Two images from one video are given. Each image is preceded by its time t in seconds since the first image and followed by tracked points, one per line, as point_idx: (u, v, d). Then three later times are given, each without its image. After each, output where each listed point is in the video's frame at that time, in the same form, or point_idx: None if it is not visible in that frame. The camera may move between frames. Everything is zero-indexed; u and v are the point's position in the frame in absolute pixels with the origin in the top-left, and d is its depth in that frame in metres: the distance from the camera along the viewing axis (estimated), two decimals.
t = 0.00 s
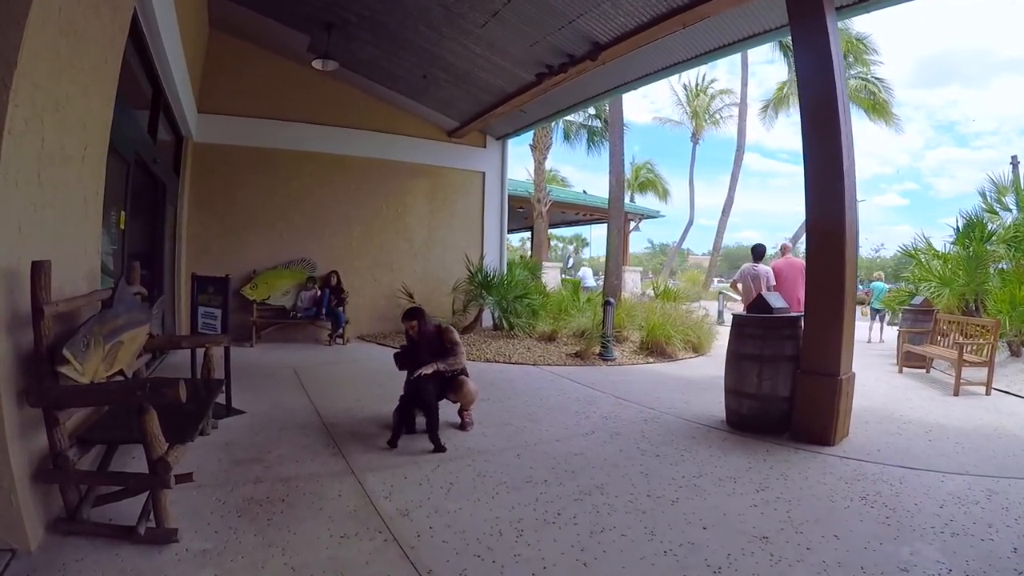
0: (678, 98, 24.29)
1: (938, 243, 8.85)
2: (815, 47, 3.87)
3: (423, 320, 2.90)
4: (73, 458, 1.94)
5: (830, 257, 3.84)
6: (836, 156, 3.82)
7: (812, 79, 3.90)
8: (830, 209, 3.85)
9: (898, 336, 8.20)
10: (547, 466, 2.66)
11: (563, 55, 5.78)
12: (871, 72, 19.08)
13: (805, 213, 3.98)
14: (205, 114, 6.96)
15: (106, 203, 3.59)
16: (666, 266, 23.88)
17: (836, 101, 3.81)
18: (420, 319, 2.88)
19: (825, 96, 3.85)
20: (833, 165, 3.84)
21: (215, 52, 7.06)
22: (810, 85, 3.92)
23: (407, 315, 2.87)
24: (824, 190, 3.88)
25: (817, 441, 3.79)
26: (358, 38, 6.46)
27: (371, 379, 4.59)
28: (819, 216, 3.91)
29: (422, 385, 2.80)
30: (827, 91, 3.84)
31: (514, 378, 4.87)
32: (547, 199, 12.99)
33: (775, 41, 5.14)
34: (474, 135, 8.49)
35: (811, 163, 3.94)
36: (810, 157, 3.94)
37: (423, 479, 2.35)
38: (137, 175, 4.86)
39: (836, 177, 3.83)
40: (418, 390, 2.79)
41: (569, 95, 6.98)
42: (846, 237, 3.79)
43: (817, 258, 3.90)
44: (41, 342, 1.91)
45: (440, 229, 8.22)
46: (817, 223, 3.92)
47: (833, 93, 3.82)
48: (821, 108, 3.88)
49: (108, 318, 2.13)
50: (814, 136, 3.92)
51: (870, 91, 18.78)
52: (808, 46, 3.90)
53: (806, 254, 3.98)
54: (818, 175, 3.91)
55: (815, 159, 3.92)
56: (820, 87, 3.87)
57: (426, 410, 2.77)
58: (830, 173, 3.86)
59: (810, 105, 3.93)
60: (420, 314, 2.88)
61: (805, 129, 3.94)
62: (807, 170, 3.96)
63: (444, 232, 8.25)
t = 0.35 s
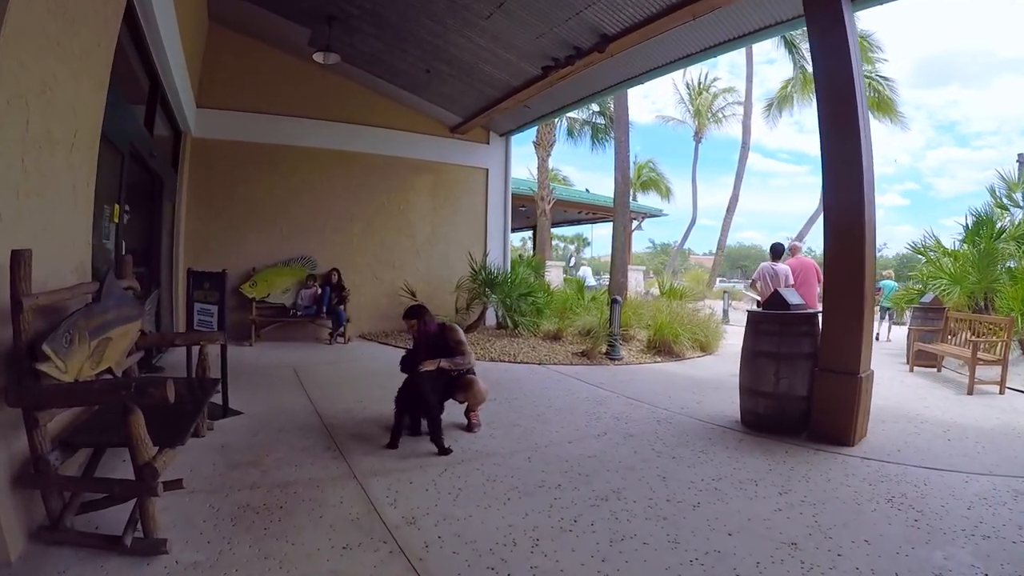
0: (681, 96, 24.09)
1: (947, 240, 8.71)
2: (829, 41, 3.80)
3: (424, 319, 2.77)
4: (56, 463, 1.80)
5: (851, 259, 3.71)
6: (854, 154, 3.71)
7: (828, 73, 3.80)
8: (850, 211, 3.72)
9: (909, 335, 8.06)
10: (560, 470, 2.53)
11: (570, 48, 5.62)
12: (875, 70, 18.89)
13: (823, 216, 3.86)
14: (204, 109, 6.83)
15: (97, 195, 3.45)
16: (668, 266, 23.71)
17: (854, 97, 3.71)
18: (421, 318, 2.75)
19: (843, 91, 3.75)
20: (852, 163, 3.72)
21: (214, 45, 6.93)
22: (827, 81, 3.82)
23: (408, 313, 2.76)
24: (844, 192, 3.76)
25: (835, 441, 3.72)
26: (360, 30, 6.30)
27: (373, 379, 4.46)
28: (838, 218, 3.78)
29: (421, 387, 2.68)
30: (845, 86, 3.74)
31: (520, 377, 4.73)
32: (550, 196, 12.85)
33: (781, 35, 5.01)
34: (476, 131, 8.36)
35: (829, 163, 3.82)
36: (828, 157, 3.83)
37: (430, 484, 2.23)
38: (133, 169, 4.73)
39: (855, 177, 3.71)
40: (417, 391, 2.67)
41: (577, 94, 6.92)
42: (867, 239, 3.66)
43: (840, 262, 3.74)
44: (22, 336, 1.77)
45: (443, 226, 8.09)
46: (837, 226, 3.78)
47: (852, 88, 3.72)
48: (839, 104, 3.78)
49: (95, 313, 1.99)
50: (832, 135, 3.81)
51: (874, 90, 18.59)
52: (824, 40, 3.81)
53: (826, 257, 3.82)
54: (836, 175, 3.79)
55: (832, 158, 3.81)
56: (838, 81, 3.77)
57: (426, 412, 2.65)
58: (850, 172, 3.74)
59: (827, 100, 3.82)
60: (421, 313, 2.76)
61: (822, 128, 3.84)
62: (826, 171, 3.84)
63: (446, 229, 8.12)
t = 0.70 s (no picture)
0: (684, 95, 23.87)
1: (958, 238, 8.57)
2: (848, 36, 3.68)
3: (432, 316, 2.60)
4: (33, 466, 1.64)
5: (874, 258, 3.65)
6: (878, 153, 3.62)
7: (848, 71, 3.70)
8: (874, 212, 3.64)
9: (920, 333, 7.91)
10: (575, 472, 2.41)
11: (578, 39, 5.45)
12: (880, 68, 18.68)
13: (845, 219, 3.77)
14: (203, 103, 6.69)
15: (87, 186, 3.30)
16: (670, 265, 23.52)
17: (876, 96, 3.61)
18: (428, 315, 2.59)
19: (864, 90, 3.66)
20: (874, 164, 3.64)
21: (213, 37, 6.78)
22: (846, 79, 3.72)
23: (415, 310, 2.59)
24: (867, 193, 3.68)
25: (855, 439, 3.66)
26: (362, 21, 6.13)
27: (375, 378, 4.31)
28: (861, 220, 3.70)
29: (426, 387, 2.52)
30: (867, 84, 3.64)
31: (527, 376, 4.58)
32: (554, 194, 12.67)
33: (786, 29, 4.86)
34: (480, 126, 8.21)
35: (851, 164, 3.74)
36: (849, 158, 3.75)
37: (439, 487, 2.09)
38: (127, 161, 4.56)
39: (879, 177, 3.63)
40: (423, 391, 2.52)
41: (579, 83, 6.64)
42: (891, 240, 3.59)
43: (862, 259, 3.69)
44: None
45: (446, 223, 7.94)
46: (860, 228, 3.71)
47: (874, 86, 3.62)
48: (860, 102, 3.68)
49: (78, 304, 1.84)
50: (854, 135, 3.72)
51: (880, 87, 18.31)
52: (844, 35, 3.70)
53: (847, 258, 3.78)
54: (857, 176, 3.72)
55: (854, 158, 3.72)
56: (858, 78, 3.66)
57: (431, 413, 2.51)
58: (872, 173, 3.65)
59: (847, 99, 3.73)
60: (428, 310, 2.59)
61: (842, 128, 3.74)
62: (846, 172, 3.77)
63: (450, 226, 7.97)
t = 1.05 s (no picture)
0: (685, 94, 23.70)
1: (964, 236, 8.47)
2: (865, 30, 3.55)
3: (445, 315, 2.48)
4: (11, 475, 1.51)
5: (891, 258, 3.56)
6: (897, 152, 3.51)
7: (865, 66, 3.58)
8: (891, 213, 3.55)
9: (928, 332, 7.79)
10: (589, 478, 2.30)
11: (584, 32, 5.32)
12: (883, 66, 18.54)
13: (862, 219, 3.68)
14: (201, 98, 6.56)
15: (78, 179, 3.17)
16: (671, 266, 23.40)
17: (894, 92, 3.48)
18: (441, 314, 2.46)
19: (882, 85, 3.53)
20: (892, 162, 3.53)
21: (211, 31, 6.65)
22: (864, 75, 3.61)
23: (427, 308, 2.47)
24: (884, 194, 3.57)
25: (873, 441, 3.58)
26: (363, 15, 6.00)
27: (376, 378, 4.20)
28: (878, 221, 3.60)
29: (435, 389, 2.39)
30: (884, 80, 3.51)
31: (532, 377, 4.46)
32: (556, 192, 12.51)
33: (789, 23, 4.74)
34: (482, 123, 8.09)
35: (867, 161, 3.63)
36: (866, 155, 3.64)
37: (447, 495, 1.98)
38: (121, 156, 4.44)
39: (897, 176, 3.53)
40: (431, 393, 2.39)
41: (585, 78, 6.51)
42: (909, 242, 3.50)
43: (880, 260, 3.60)
44: None
45: (448, 220, 7.83)
46: (877, 229, 3.61)
47: (891, 82, 3.51)
48: (876, 99, 3.56)
49: (63, 301, 1.72)
50: (871, 131, 3.60)
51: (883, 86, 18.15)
52: (862, 28, 3.57)
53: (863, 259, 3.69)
54: (874, 174, 3.61)
55: (870, 157, 3.62)
56: (876, 74, 3.54)
57: (438, 417, 2.38)
58: (889, 172, 3.55)
59: (864, 95, 3.61)
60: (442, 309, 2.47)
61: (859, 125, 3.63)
62: (863, 170, 3.67)
63: (452, 223, 7.85)
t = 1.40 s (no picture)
0: (686, 93, 23.57)
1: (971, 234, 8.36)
2: (880, 26, 3.50)
3: (461, 314, 2.40)
4: None
5: (910, 257, 3.47)
6: (913, 149, 3.45)
7: (881, 64, 3.52)
8: (909, 211, 3.46)
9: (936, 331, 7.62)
10: (605, 483, 2.22)
11: (590, 26, 5.20)
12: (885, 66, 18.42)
13: (879, 221, 3.60)
14: (199, 94, 6.44)
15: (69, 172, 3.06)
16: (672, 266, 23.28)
17: (910, 88, 3.42)
18: (457, 313, 2.39)
19: (897, 82, 3.48)
20: (908, 160, 3.47)
21: (209, 26, 6.53)
22: (879, 74, 3.54)
23: (444, 306, 2.39)
24: (902, 193, 3.50)
25: (891, 442, 3.49)
26: (364, 9, 5.88)
27: (379, 379, 4.09)
28: (896, 221, 3.52)
29: (445, 389, 2.29)
30: (900, 77, 3.45)
31: (539, 377, 4.36)
32: (559, 189, 12.30)
33: (792, 21, 4.66)
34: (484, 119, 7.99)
35: (882, 160, 3.56)
36: (882, 152, 3.57)
37: (457, 502, 1.88)
38: (117, 152, 4.32)
39: (915, 174, 3.45)
40: (442, 393, 2.29)
41: (588, 75, 6.38)
42: (927, 241, 3.42)
43: (899, 259, 3.51)
44: None
45: (450, 218, 7.73)
46: (895, 229, 3.53)
47: (908, 80, 3.44)
48: (891, 96, 3.50)
49: (48, 296, 1.61)
50: (885, 129, 3.55)
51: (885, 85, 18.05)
52: (877, 26, 3.51)
53: (881, 260, 3.61)
54: (890, 173, 3.54)
55: (887, 156, 3.54)
56: (891, 69, 3.48)
57: (447, 418, 2.27)
58: (906, 171, 3.48)
59: (878, 92, 3.55)
60: (458, 308, 2.40)
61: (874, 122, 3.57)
62: (880, 169, 3.59)
63: (455, 221, 7.76)
